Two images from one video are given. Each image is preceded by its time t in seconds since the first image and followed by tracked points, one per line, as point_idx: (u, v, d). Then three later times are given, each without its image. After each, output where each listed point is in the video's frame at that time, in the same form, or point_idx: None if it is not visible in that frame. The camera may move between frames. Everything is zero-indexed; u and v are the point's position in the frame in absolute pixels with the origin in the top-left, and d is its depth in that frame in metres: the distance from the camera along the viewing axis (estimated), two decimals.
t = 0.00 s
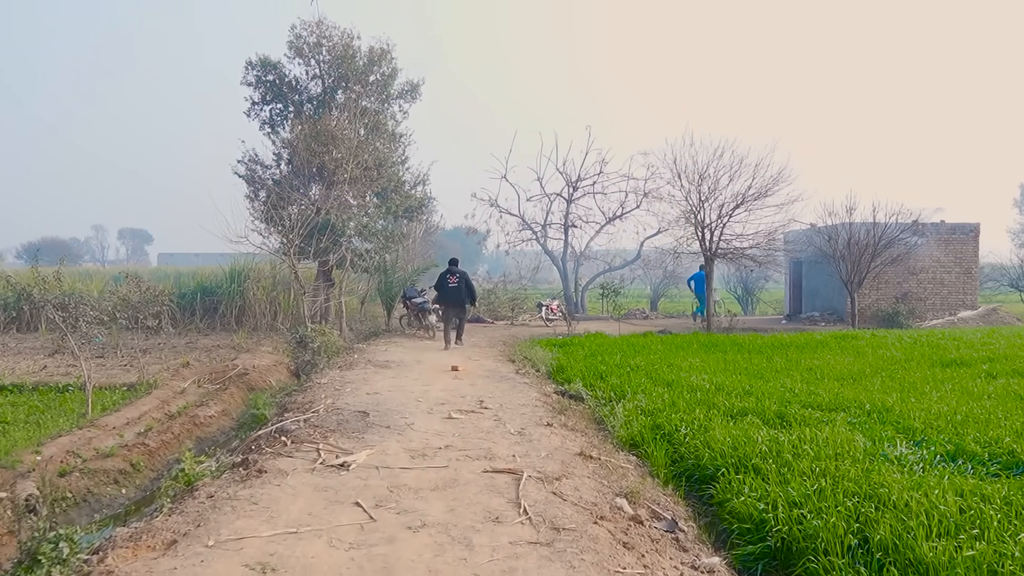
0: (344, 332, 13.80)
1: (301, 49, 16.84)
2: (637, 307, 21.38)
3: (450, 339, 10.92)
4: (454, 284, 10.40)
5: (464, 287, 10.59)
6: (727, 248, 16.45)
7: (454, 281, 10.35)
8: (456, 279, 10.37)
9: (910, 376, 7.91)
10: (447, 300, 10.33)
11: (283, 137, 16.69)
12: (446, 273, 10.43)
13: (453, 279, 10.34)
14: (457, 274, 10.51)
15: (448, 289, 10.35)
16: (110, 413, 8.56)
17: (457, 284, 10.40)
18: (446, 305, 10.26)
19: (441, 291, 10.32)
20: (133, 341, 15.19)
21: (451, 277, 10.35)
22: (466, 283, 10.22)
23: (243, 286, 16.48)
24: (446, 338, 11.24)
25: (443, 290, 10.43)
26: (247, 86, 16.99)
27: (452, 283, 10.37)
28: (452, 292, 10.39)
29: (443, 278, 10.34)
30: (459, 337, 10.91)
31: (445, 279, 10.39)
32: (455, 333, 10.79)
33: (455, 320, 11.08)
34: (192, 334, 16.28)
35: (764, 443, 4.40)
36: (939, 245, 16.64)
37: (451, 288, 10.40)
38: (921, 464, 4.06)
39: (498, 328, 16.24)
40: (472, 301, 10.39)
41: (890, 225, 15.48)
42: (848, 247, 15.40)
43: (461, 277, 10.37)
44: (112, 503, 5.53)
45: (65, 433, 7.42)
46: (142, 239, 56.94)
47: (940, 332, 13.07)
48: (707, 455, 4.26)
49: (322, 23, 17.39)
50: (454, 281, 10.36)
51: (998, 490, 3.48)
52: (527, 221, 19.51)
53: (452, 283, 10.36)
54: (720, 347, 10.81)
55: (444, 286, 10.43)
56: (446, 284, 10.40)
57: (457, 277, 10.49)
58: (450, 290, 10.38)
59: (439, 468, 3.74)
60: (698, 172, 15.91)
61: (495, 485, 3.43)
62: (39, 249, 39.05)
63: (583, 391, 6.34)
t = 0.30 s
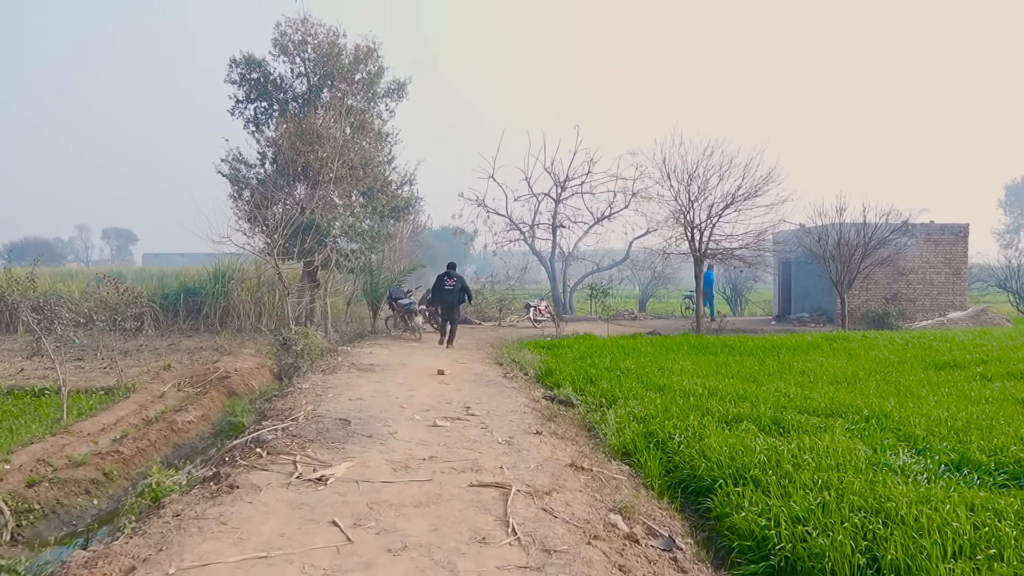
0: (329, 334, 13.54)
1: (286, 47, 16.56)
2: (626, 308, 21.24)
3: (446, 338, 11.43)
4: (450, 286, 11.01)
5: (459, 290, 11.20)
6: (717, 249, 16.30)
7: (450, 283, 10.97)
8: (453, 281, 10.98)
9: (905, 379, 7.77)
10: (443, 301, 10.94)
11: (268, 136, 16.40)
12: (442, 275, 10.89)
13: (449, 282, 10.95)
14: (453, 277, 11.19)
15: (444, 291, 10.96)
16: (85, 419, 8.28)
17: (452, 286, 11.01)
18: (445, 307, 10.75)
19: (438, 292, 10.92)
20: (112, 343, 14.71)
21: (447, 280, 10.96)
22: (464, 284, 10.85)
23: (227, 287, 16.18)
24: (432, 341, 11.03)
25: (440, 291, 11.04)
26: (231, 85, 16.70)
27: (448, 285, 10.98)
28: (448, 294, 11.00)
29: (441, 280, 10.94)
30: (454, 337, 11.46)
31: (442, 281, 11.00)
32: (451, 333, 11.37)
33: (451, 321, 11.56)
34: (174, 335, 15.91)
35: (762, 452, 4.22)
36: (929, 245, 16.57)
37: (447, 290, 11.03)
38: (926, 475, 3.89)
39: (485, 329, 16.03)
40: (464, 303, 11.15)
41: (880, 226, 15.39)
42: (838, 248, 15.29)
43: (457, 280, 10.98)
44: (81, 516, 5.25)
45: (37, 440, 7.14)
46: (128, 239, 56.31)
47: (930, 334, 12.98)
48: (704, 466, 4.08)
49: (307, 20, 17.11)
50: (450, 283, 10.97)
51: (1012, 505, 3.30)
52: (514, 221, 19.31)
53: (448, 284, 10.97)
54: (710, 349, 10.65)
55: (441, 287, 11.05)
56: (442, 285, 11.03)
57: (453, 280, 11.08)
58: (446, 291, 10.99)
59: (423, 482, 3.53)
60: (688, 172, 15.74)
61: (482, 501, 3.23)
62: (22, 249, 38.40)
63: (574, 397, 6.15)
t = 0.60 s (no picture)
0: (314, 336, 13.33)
1: (271, 45, 16.31)
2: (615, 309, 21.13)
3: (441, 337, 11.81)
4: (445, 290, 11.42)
5: (453, 292, 11.59)
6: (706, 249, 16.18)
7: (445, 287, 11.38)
8: (447, 285, 11.37)
9: (899, 383, 7.63)
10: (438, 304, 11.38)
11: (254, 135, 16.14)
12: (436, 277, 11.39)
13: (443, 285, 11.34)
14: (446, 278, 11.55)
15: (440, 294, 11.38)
16: (60, 424, 8.05)
17: (447, 290, 11.42)
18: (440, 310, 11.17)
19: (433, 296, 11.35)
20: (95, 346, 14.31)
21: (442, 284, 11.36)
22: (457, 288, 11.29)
23: (212, 288, 15.92)
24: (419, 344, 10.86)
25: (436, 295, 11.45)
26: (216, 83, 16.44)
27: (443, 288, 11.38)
28: (443, 297, 11.42)
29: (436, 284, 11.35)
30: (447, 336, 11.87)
31: (437, 283, 11.40)
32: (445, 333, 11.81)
33: (444, 320, 11.91)
34: (158, 337, 15.55)
35: (757, 461, 4.07)
36: (918, 245, 16.50)
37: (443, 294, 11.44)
38: (929, 486, 3.74)
39: (473, 331, 15.85)
40: (458, 306, 11.77)
41: (870, 226, 15.30)
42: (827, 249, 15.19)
43: (451, 283, 11.37)
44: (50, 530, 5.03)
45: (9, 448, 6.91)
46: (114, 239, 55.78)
47: (921, 335, 12.88)
48: (696, 476, 3.93)
49: (293, 18, 16.87)
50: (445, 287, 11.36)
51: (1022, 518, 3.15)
52: (503, 221, 19.14)
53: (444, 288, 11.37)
54: (701, 351, 10.51)
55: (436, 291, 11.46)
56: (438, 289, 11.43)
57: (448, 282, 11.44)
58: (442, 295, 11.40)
59: (404, 495, 3.36)
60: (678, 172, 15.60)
61: (465, 518, 3.05)
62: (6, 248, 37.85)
63: (562, 402, 5.99)
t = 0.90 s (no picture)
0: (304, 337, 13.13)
1: (261, 44, 16.12)
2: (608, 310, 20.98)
3: (439, 335, 11.82)
4: (445, 290, 11.42)
5: (452, 291, 11.58)
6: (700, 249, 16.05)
7: (444, 287, 11.38)
8: (447, 285, 11.37)
9: (896, 385, 7.49)
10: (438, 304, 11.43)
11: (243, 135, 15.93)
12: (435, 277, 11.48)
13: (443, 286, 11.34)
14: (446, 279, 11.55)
15: (439, 294, 11.40)
16: (40, 428, 7.85)
17: (447, 290, 11.43)
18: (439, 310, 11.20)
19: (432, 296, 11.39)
20: (81, 347, 14.06)
21: (441, 284, 11.36)
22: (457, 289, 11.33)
23: (201, 288, 15.71)
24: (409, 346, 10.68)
25: (435, 295, 11.47)
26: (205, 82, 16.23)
27: (443, 288, 11.39)
28: (443, 297, 11.45)
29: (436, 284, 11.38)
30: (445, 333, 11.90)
31: (436, 283, 11.42)
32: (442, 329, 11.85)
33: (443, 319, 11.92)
34: (146, 338, 15.30)
35: (753, 468, 3.92)
36: (913, 245, 16.40)
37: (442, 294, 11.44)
38: (932, 495, 3.60)
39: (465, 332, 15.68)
40: (458, 305, 11.77)
41: (865, 226, 15.18)
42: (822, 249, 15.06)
43: (450, 283, 11.38)
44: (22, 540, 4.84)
45: None
46: (105, 239, 55.38)
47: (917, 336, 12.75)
48: (690, 484, 3.77)
49: (283, 17, 16.68)
50: (444, 287, 11.36)
51: None
52: (495, 222, 18.97)
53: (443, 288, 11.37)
54: (695, 353, 10.36)
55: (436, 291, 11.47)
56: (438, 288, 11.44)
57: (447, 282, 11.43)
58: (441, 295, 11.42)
59: (383, 507, 3.20)
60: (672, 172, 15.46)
61: (446, 532, 2.89)
62: None
63: (553, 406, 5.84)
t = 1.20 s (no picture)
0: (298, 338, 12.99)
1: (256, 43, 15.97)
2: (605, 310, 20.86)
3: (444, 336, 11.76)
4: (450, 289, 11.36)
5: (456, 293, 11.51)
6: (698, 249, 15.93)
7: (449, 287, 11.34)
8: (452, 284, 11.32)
9: (898, 387, 7.37)
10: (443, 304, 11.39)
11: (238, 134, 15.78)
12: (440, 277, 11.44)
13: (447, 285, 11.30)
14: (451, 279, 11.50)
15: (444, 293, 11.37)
16: (28, 431, 7.69)
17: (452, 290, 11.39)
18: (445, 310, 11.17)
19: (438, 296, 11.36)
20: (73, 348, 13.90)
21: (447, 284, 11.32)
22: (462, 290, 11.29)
23: (196, 289, 15.56)
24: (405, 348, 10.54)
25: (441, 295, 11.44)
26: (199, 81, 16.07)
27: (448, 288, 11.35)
28: (448, 298, 11.40)
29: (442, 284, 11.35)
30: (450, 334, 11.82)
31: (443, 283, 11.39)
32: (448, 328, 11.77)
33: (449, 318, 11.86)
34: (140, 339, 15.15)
35: (755, 476, 3.80)
36: (912, 245, 16.30)
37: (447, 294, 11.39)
38: (941, 505, 3.48)
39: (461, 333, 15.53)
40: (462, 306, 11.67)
41: (864, 226, 15.07)
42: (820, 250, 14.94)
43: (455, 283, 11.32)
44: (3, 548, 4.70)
45: None
46: (101, 239, 55.15)
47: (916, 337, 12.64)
48: (690, 493, 3.65)
49: (278, 15, 16.53)
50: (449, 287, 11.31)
51: None
52: (492, 222, 18.84)
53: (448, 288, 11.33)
54: (694, 354, 10.24)
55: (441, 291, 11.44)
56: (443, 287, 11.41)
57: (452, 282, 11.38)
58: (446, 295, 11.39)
59: (371, 519, 3.06)
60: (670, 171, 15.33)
61: (437, 546, 2.76)
62: None
63: (550, 410, 5.71)
